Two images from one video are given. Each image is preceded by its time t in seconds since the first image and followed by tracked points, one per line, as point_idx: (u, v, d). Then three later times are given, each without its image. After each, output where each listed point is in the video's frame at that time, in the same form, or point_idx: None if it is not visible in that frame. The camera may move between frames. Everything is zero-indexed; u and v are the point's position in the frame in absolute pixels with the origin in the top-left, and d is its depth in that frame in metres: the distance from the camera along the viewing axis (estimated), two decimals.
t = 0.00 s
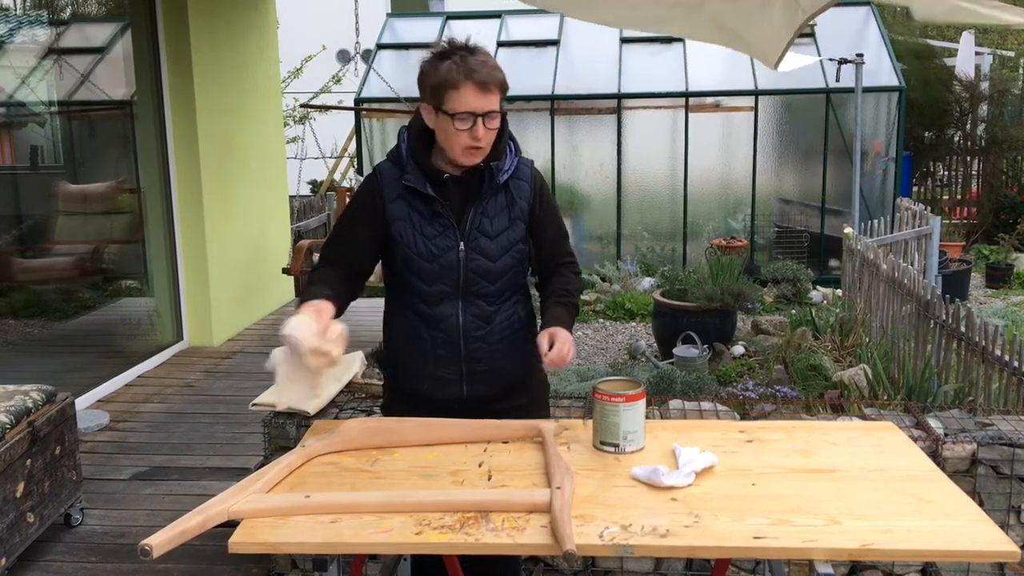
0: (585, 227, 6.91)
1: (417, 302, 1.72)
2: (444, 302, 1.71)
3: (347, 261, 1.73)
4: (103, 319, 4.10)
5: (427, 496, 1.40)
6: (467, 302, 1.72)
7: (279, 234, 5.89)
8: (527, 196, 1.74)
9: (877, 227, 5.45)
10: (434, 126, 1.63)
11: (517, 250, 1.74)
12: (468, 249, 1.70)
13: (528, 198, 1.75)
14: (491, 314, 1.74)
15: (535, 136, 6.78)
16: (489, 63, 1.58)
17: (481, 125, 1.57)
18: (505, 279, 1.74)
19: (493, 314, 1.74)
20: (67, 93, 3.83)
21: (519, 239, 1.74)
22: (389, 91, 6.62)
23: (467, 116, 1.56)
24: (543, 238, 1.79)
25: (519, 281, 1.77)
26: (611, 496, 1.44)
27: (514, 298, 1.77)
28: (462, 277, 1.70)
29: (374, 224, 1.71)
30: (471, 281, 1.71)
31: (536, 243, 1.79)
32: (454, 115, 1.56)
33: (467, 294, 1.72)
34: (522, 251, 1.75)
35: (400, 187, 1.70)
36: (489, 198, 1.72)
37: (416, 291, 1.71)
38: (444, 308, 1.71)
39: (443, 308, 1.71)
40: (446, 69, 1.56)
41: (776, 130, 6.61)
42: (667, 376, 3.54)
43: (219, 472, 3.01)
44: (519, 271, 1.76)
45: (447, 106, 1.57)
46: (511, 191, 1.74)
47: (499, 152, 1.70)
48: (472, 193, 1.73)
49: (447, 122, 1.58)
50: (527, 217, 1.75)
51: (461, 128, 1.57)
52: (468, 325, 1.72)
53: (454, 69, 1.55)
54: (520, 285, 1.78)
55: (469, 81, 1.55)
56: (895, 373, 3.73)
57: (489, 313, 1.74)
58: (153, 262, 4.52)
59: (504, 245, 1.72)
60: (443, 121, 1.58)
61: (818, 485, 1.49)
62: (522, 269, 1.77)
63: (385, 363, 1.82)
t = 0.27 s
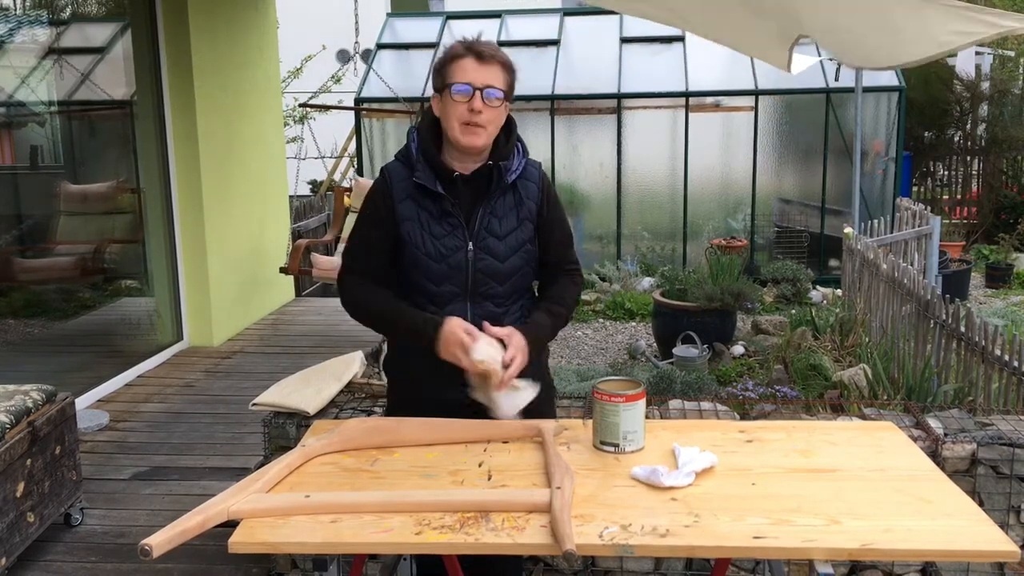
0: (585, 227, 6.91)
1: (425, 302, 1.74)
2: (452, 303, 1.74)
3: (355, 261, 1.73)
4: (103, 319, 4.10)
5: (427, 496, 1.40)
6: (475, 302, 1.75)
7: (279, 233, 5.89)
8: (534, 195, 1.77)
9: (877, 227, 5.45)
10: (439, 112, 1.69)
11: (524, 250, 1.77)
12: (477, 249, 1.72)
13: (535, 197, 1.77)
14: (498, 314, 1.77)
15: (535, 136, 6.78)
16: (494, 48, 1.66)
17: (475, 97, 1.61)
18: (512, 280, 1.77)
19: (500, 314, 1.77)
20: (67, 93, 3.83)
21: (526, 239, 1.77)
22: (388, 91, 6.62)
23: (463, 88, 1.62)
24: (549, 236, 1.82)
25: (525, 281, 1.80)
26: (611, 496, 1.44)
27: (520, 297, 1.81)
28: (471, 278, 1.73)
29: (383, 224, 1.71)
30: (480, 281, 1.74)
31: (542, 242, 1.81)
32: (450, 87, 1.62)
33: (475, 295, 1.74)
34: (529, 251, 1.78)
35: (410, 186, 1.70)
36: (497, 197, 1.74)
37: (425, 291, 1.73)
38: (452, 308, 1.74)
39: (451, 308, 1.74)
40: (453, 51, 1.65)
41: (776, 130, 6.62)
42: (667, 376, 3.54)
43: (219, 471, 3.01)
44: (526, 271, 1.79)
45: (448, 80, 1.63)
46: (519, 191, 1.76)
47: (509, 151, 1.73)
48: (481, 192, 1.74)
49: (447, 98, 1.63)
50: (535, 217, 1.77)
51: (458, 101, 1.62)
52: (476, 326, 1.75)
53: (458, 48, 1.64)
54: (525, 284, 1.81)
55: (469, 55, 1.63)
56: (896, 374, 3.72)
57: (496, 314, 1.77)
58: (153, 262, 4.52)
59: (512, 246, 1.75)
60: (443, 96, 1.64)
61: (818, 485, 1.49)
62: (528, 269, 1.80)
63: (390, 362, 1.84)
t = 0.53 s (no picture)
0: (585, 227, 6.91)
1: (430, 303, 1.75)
2: (457, 305, 1.74)
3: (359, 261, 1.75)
4: (103, 319, 4.10)
5: (427, 496, 1.40)
6: (479, 304, 1.76)
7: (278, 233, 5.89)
8: (540, 198, 1.77)
9: (877, 227, 5.45)
10: (445, 111, 1.70)
11: (530, 252, 1.77)
12: (482, 251, 1.72)
13: (542, 200, 1.78)
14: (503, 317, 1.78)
15: (535, 137, 6.79)
16: (501, 47, 1.66)
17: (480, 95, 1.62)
18: (517, 283, 1.77)
19: (505, 316, 1.78)
20: (68, 93, 3.83)
21: (532, 241, 1.77)
22: (388, 91, 6.62)
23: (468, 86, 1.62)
24: (555, 239, 1.82)
25: (531, 284, 1.81)
26: (611, 496, 1.44)
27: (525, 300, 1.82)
28: (476, 280, 1.73)
29: (387, 223, 1.71)
30: (484, 284, 1.74)
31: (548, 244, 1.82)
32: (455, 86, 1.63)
33: (480, 297, 1.75)
34: (535, 254, 1.79)
35: (414, 186, 1.71)
36: (502, 199, 1.74)
37: (429, 292, 1.74)
38: (457, 310, 1.75)
39: (456, 310, 1.75)
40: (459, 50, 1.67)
41: (776, 130, 6.63)
42: (667, 376, 3.55)
43: (219, 471, 3.01)
44: (531, 273, 1.79)
45: (453, 79, 1.64)
46: (525, 193, 1.76)
47: (515, 153, 1.73)
48: (487, 193, 1.75)
49: (452, 96, 1.64)
50: (540, 219, 1.78)
51: (462, 98, 1.63)
52: (480, 328, 1.77)
53: (465, 47, 1.65)
54: (531, 287, 1.82)
55: (475, 54, 1.64)
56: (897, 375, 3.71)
57: (501, 316, 1.78)
58: (153, 262, 4.52)
59: (517, 248, 1.75)
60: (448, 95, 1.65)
61: (817, 485, 1.49)
62: (534, 272, 1.80)
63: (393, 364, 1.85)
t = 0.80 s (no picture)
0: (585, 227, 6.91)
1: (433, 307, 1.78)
2: (459, 308, 1.77)
3: (363, 263, 1.78)
4: (103, 319, 4.10)
5: (427, 495, 1.40)
6: (481, 308, 1.78)
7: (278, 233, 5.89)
8: (543, 203, 1.79)
9: (877, 227, 5.45)
10: (451, 113, 1.70)
11: (532, 256, 1.79)
12: (484, 255, 1.74)
13: (545, 204, 1.80)
14: (505, 320, 1.81)
15: (535, 136, 6.79)
16: (508, 49, 1.66)
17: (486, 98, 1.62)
18: (519, 287, 1.79)
19: (507, 319, 1.81)
20: (68, 92, 3.83)
21: (535, 246, 1.79)
22: (388, 91, 6.62)
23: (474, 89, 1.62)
24: (558, 243, 1.84)
25: (532, 288, 1.83)
26: (611, 496, 1.44)
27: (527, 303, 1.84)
28: (478, 285, 1.76)
29: (391, 225, 1.75)
30: (487, 288, 1.77)
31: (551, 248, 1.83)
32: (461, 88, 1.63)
33: (482, 301, 1.77)
34: (537, 258, 1.81)
35: (417, 189, 1.74)
36: (506, 203, 1.76)
37: (432, 295, 1.76)
38: (460, 313, 1.77)
39: (458, 314, 1.77)
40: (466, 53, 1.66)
41: (776, 130, 6.63)
42: (667, 376, 3.55)
43: (219, 471, 3.01)
44: (533, 278, 1.81)
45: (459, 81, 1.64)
46: (529, 197, 1.78)
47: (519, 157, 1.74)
48: (490, 197, 1.77)
49: (458, 99, 1.64)
50: (543, 223, 1.80)
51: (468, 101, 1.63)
52: (483, 331, 1.79)
53: (471, 49, 1.65)
54: (533, 290, 1.84)
55: (482, 56, 1.64)
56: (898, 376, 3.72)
57: (502, 320, 1.80)
58: (154, 262, 4.52)
59: (520, 253, 1.77)
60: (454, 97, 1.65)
61: (818, 484, 1.49)
62: (536, 276, 1.83)
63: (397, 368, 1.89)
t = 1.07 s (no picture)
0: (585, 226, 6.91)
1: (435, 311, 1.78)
2: (461, 312, 1.77)
3: (363, 271, 1.78)
4: (102, 318, 4.10)
5: (427, 495, 1.40)
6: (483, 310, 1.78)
7: (278, 233, 5.88)
8: (542, 204, 1.79)
9: (877, 227, 5.44)
10: (445, 117, 1.70)
11: (532, 257, 1.80)
12: (485, 258, 1.75)
13: (543, 205, 1.80)
14: (507, 322, 1.81)
15: (535, 136, 6.79)
16: (499, 51, 1.66)
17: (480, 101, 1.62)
18: (520, 288, 1.80)
19: (509, 321, 1.81)
20: (67, 92, 3.83)
21: (535, 246, 1.80)
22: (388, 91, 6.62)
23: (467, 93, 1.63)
24: (558, 242, 1.84)
25: (534, 289, 1.83)
26: (611, 495, 1.44)
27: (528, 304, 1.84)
28: (480, 287, 1.76)
29: (389, 231, 1.75)
30: (489, 290, 1.77)
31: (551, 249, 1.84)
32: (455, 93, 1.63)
33: (484, 304, 1.78)
34: (538, 258, 1.81)
35: (414, 193, 1.74)
36: (504, 204, 1.76)
37: (433, 299, 1.77)
38: (462, 317, 1.77)
39: (461, 317, 1.77)
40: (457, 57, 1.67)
41: (776, 130, 6.63)
42: (667, 376, 3.54)
43: (219, 471, 3.01)
44: (534, 278, 1.82)
45: (452, 86, 1.65)
46: (527, 197, 1.78)
47: (516, 159, 1.74)
48: (489, 199, 1.77)
49: (451, 104, 1.64)
50: (542, 223, 1.80)
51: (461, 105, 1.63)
52: (486, 334, 1.79)
53: (463, 52, 1.65)
54: (534, 291, 1.84)
55: (474, 59, 1.64)
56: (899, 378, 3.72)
57: (504, 322, 1.81)
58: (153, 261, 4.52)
59: (520, 255, 1.78)
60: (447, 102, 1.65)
61: (818, 484, 1.49)
62: (537, 276, 1.83)
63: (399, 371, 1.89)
